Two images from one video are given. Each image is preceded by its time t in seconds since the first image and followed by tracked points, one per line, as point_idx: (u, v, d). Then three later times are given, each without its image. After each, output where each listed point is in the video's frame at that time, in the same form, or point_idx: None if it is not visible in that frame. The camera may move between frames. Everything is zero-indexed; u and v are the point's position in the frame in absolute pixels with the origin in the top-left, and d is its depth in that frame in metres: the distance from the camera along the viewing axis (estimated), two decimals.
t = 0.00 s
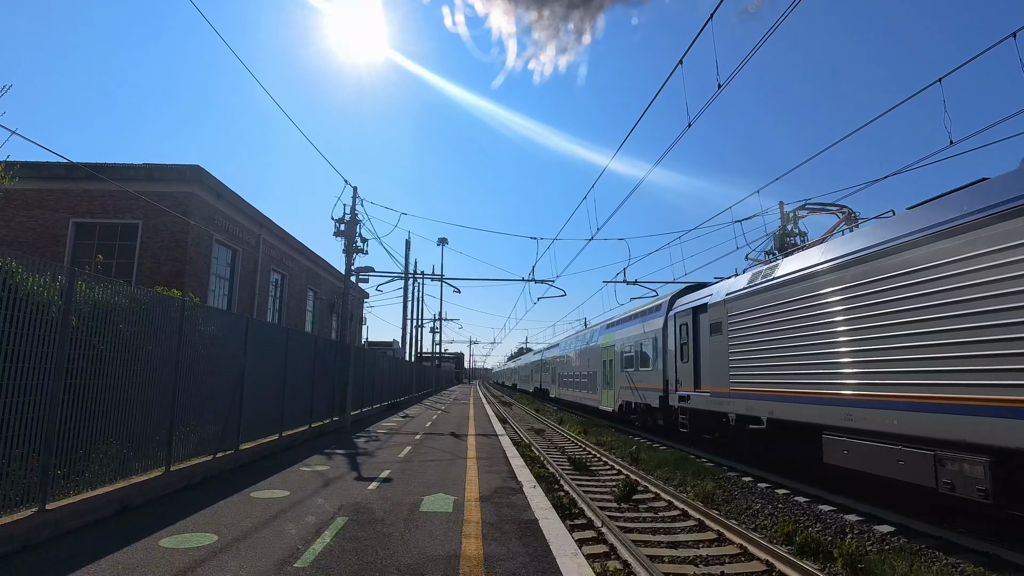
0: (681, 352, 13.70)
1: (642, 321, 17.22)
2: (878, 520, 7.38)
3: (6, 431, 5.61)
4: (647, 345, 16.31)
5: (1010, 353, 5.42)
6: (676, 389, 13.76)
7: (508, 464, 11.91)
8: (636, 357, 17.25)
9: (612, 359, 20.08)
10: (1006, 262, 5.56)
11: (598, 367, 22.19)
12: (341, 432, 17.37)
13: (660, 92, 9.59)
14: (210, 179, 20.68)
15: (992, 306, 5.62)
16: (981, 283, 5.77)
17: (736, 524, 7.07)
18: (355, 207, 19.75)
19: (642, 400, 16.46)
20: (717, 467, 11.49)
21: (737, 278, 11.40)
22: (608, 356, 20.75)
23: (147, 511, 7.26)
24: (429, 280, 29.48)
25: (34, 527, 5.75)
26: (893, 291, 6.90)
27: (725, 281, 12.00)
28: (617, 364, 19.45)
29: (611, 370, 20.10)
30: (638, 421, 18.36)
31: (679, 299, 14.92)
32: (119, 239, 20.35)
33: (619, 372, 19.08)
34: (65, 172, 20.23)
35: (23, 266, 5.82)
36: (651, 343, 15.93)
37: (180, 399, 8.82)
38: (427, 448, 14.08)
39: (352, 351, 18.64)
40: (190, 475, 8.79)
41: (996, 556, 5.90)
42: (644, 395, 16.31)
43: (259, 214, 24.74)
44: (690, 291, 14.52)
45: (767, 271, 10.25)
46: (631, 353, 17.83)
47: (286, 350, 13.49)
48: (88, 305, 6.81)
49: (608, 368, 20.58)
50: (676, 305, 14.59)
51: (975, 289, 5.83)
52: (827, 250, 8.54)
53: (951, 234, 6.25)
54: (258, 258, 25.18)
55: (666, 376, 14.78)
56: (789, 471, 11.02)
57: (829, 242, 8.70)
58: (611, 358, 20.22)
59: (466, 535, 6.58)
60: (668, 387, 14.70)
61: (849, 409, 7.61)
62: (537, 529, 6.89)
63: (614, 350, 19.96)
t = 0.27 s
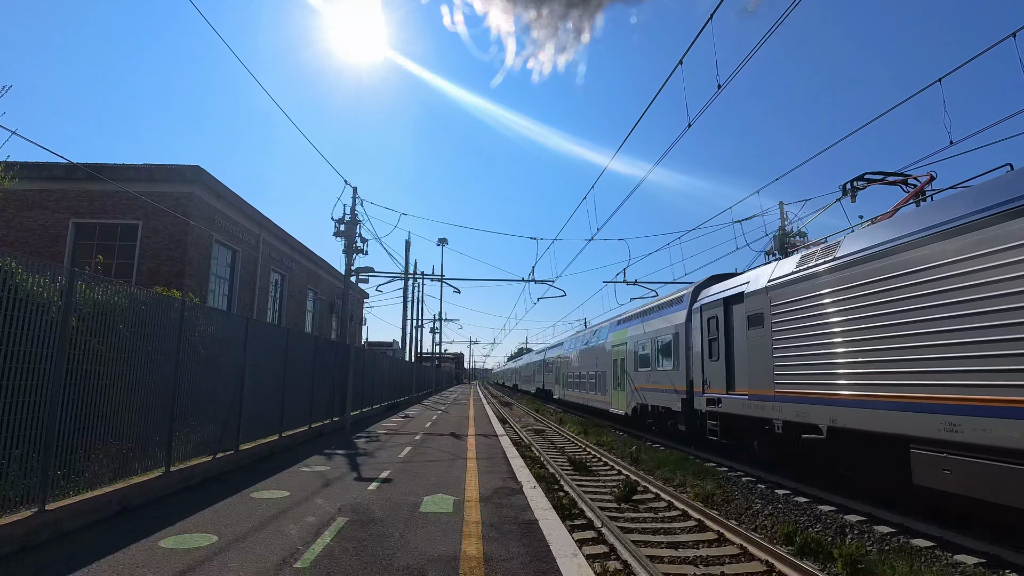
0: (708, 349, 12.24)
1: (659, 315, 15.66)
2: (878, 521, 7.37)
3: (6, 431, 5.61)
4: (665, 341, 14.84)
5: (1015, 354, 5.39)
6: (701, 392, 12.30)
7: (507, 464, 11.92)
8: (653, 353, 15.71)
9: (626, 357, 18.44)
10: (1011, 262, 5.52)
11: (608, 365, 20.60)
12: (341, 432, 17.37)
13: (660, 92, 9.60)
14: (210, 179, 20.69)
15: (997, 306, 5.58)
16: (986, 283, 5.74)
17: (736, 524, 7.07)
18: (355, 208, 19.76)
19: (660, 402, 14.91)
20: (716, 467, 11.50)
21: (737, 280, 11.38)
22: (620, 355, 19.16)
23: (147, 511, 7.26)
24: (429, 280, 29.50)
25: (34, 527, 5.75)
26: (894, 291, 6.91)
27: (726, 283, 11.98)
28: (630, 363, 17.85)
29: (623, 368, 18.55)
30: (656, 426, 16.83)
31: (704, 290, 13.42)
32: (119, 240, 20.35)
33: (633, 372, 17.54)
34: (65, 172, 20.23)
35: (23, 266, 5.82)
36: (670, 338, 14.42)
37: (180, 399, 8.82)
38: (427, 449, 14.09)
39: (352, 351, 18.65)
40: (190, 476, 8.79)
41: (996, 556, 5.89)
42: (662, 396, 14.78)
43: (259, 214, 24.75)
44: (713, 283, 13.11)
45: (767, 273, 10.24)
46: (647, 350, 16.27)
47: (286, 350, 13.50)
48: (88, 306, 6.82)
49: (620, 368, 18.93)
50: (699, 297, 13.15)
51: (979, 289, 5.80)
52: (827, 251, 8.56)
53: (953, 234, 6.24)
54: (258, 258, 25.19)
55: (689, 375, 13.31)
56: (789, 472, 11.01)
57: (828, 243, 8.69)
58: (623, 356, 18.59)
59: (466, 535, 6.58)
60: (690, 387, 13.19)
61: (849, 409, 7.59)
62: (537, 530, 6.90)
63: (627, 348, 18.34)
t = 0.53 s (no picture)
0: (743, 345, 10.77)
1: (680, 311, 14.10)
2: (878, 521, 7.36)
3: (6, 431, 5.62)
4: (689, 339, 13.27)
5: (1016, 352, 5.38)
6: (737, 393, 10.75)
7: (507, 464, 11.92)
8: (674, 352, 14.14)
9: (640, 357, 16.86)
10: (1010, 262, 5.54)
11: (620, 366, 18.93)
12: (341, 432, 17.37)
13: (659, 92, 9.58)
14: (210, 179, 20.69)
15: (998, 305, 5.59)
16: (987, 283, 5.74)
17: (736, 524, 7.06)
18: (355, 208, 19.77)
19: (685, 407, 13.29)
20: (717, 467, 11.49)
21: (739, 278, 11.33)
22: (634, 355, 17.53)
23: (147, 511, 7.25)
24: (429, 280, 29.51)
25: (33, 528, 5.75)
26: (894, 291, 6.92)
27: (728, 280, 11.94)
28: (647, 364, 16.19)
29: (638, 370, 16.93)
30: (676, 432, 15.27)
31: (736, 279, 11.95)
32: (119, 240, 20.34)
33: (650, 373, 15.94)
34: (65, 173, 20.23)
35: (22, 267, 5.82)
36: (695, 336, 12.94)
37: (180, 400, 8.82)
38: (427, 449, 14.09)
39: (352, 351, 18.65)
40: (189, 476, 8.79)
41: (996, 556, 5.88)
42: (687, 400, 13.18)
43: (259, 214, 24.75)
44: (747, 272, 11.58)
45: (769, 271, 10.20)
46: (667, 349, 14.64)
47: (286, 351, 13.50)
48: (88, 306, 6.81)
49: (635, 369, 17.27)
50: (732, 289, 11.60)
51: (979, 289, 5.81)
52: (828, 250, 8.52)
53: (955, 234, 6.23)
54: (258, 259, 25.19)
55: (721, 375, 11.75)
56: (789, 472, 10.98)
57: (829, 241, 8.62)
58: (638, 355, 16.99)
59: (466, 535, 6.59)
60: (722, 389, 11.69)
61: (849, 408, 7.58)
62: (537, 530, 6.90)
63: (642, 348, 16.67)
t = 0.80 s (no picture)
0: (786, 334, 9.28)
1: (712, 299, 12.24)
2: (878, 520, 7.34)
3: (6, 430, 5.61)
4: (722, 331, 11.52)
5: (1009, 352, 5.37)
6: (791, 395, 8.96)
7: (508, 464, 11.90)
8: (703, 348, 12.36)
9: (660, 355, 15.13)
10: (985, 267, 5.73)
11: (637, 365, 17.18)
12: (341, 431, 17.36)
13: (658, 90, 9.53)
14: (209, 178, 20.68)
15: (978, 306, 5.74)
16: (984, 281, 5.71)
17: (736, 523, 7.06)
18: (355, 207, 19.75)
19: (717, 410, 11.53)
20: (718, 466, 11.40)
21: (740, 271, 11.25)
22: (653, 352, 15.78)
23: (147, 511, 7.25)
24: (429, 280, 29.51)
25: (32, 527, 5.73)
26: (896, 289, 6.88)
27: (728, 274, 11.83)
28: (669, 361, 14.39)
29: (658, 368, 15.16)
30: (704, 439, 13.60)
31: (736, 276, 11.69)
32: (118, 239, 20.32)
33: (672, 372, 14.13)
34: (65, 172, 20.21)
35: (22, 265, 5.81)
36: (730, 327, 11.15)
37: (180, 398, 8.82)
38: (428, 448, 14.08)
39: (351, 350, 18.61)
40: (189, 475, 8.79)
41: (997, 556, 5.85)
42: (719, 403, 11.44)
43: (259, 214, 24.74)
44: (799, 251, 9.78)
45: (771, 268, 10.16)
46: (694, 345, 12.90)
47: (286, 350, 13.49)
48: (87, 304, 6.79)
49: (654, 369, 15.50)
50: (780, 270, 9.80)
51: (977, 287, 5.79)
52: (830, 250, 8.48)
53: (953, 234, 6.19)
54: (258, 258, 25.17)
55: (766, 373, 9.95)
56: (790, 471, 10.91)
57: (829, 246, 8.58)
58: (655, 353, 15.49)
59: (466, 534, 6.58)
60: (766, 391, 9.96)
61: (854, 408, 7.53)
62: (537, 528, 6.90)
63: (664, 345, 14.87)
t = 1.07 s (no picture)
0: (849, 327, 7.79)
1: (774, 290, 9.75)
2: (878, 519, 7.33)
3: (6, 429, 5.62)
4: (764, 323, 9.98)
5: (1015, 357, 5.39)
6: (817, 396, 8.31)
7: (508, 463, 11.89)
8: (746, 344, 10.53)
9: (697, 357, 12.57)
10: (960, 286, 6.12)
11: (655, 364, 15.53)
12: (341, 430, 17.35)
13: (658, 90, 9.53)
14: (209, 178, 20.67)
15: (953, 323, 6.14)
16: (992, 286, 5.74)
17: (736, 522, 7.06)
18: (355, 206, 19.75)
19: (760, 414, 9.92)
20: (718, 465, 11.36)
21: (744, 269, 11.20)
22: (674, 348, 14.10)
23: (146, 510, 7.25)
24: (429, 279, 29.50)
25: (32, 526, 5.73)
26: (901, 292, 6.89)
27: (732, 271, 11.76)
28: (695, 358, 12.70)
29: (682, 367, 13.49)
30: (739, 447, 11.97)
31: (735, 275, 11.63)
32: (118, 238, 20.31)
33: (700, 370, 12.42)
34: (64, 171, 20.20)
35: (22, 264, 5.81)
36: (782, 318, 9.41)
37: (180, 398, 8.83)
38: (428, 447, 14.08)
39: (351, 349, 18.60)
40: (189, 474, 8.79)
41: (997, 555, 5.83)
42: (763, 407, 9.80)
43: (259, 213, 24.74)
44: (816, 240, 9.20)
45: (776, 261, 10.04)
46: (728, 340, 11.21)
47: (286, 350, 13.50)
48: (87, 304, 6.80)
49: (676, 368, 13.86)
50: (800, 262, 9.17)
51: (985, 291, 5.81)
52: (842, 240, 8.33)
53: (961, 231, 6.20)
54: (258, 257, 25.16)
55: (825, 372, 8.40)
56: (790, 471, 10.86)
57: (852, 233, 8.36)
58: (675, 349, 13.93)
59: (466, 533, 6.58)
60: (826, 393, 8.39)
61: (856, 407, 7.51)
62: (537, 528, 6.90)
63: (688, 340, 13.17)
